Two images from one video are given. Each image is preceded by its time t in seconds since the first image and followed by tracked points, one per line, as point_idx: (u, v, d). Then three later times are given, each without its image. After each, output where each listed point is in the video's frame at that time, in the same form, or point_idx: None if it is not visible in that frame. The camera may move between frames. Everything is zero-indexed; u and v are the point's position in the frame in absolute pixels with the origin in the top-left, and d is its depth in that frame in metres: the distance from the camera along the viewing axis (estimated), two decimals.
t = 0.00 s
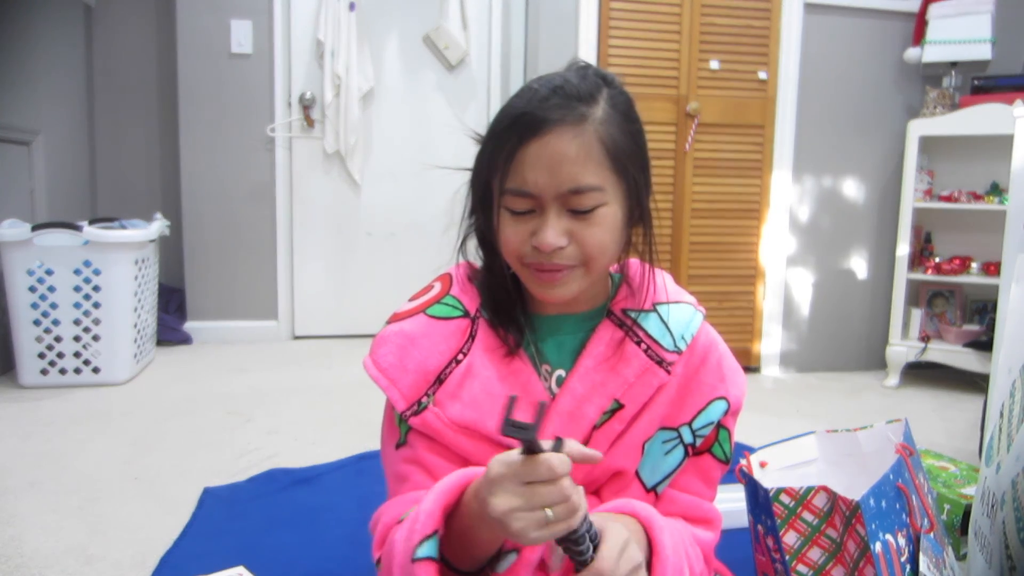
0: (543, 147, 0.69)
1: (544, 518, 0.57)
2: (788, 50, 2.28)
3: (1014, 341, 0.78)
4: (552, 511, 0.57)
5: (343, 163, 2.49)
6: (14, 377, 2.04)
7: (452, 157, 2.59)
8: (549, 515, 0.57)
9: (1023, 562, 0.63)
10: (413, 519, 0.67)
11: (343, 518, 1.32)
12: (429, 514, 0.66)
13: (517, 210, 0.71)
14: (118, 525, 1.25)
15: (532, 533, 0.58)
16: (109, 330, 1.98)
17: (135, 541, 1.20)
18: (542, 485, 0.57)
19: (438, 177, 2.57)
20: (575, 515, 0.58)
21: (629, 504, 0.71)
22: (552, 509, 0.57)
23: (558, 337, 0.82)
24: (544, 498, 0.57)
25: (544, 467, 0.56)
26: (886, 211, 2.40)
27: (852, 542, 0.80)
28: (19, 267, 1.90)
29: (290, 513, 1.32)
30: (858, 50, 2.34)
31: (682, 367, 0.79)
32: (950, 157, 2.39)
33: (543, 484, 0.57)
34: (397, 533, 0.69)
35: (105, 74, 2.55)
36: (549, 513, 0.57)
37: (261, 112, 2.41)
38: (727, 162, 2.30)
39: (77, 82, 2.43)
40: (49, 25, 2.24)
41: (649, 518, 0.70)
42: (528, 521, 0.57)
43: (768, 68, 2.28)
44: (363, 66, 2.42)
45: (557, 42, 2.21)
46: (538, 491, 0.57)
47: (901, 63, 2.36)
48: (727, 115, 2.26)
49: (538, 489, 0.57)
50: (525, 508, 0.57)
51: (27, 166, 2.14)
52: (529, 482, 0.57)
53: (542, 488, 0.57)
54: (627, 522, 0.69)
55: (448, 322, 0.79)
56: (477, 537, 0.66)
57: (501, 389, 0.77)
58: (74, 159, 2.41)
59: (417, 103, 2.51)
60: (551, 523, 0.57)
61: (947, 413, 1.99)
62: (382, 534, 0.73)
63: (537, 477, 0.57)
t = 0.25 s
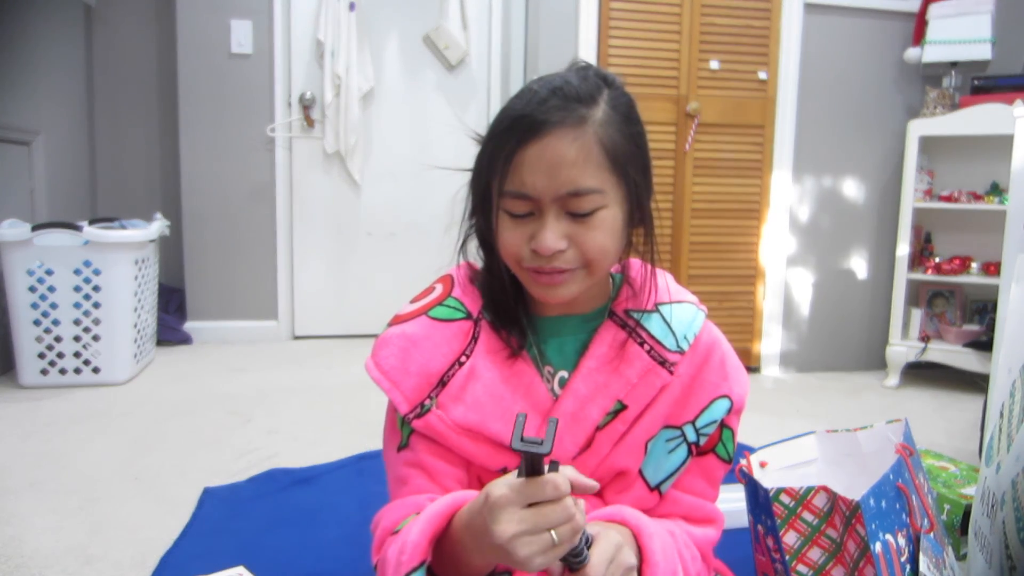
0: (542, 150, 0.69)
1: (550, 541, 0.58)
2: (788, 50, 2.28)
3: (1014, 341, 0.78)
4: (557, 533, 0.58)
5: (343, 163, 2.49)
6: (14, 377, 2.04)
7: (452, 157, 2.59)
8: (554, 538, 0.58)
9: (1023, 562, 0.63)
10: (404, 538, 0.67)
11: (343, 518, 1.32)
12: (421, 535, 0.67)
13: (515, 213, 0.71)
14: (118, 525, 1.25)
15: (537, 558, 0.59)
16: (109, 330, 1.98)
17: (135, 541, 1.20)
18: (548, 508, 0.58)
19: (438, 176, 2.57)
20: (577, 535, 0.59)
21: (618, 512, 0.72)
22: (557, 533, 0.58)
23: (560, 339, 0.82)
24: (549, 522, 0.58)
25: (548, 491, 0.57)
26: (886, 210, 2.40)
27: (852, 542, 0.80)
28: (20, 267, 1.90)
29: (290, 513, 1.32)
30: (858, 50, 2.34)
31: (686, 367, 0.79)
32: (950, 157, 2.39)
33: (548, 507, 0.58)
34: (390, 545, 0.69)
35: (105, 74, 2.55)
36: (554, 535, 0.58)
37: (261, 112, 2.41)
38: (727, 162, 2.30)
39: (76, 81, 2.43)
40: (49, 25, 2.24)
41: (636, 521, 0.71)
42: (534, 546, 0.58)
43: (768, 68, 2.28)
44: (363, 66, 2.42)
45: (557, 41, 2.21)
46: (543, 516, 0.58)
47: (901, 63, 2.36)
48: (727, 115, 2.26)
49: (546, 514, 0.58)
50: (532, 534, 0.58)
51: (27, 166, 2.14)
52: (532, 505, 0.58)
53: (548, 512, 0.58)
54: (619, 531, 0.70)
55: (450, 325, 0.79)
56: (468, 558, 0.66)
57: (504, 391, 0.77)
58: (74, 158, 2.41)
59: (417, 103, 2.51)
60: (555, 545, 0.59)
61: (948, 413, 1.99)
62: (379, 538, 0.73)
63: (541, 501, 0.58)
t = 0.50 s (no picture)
0: (543, 154, 0.69)
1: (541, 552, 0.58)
2: (788, 50, 2.28)
3: (1014, 341, 0.78)
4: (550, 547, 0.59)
5: (343, 163, 2.49)
6: (14, 377, 2.04)
7: (452, 157, 2.59)
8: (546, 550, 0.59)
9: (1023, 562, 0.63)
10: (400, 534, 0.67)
11: (343, 518, 1.32)
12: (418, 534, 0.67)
13: (516, 215, 0.71)
14: (118, 524, 1.25)
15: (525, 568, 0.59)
16: (109, 330, 1.98)
17: (135, 541, 1.20)
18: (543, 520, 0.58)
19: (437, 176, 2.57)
20: (570, 551, 0.59)
21: (603, 510, 0.71)
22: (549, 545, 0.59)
23: (561, 338, 0.82)
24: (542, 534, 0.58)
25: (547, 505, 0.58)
26: (886, 210, 2.40)
27: (852, 542, 0.81)
28: (20, 267, 1.90)
29: (290, 513, 1.32)
30: (857, 50, 2.34)
31: (688, 365, 0.79)
32: (950, 158, 2.39)
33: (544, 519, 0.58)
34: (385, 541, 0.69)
35: (105, 74, 2.55)
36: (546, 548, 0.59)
37: (261, 112, 2.41)
38: (727, 162, 2.30)
39: (76, 81, 2.43)
40: (49, 25, 2.24)
41: (621, 517, 0.70)
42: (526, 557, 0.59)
43: (768, 68, 2.28)
44: (363, 66, 2.42)
45: (557, 41, 2.21)
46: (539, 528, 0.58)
47: (901, 63, 2.36)
48: (727, 115, 2.26)
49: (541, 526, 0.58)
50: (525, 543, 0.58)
51: (27, 167, 2.14)
52: (529, 516, 0.58)
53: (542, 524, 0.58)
54: (603, 528, 0.69)
55: (453, 323, 0.79)
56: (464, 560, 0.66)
57: (505, 389, 0.77)
58: (74, 158, 2.41)
59: (417, 103, 2.51)
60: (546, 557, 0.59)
61: (948, 413, 1.99)
62: (374, 535, 0.73)
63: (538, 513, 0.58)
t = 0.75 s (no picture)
0: (548, 156, 0.69)
1: None
2: (788, 49, 2.28)
3: (1015, 341, 0.78)
4: None
5: (343, 163, 2.49)
6: (14, 377, 2.04)
7: (452, 157, 2.59)
8: None
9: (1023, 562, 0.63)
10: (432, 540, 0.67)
11: (342, 518, 1.32)
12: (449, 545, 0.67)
13: (521, 217, 0.71)
14: (118, 524, 1.25)
15: None
16: (109, 330, 1.98)
17: (135, 541, 1.20)
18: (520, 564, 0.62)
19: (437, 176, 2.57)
20: None
21: (587, 551, 0.69)
22: None
23: (561, 335, 0.82)
24: None
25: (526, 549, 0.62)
26: (886, 210, 2.40)
27: (852, 542, 0.81)
28: (20, 267, 1.90)
29: (290, 513, 1.32)
30: (858, 50, 2.34)
31: (685, 364, 0.79)
32: (950, 158, 2.39)
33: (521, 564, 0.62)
34: (415, 541, 0.70)
35: (105, 74, 2.55)
36: None
37: (261, 112, 2.41)
38: (727, 162, 2.30)
39: (76, 81, 2.43)
40: (49, 25, 2.24)
41: (607, 556, 0.69)
42: None
43: (768, 68, 2.28)
44: (363, 66, 2.42)
45: (557, 41, 2.21)
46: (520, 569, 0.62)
47: (901, 63, 2.36)
48: (727, 115, 2.26)
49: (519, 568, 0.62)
50: None
51: (27, 167, 2.14)
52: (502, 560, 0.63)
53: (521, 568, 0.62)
54: None
55: (453, 320, 0.79)
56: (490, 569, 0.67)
57: (505, 386, 0.77)
58: (74, 158, 2.41)
59: (417, 103, 2.51)
60: None
61: (948, 413, 1.99)
62: (399, 535, 0.73)
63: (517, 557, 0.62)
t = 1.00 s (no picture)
0: (558, 159, 0.69)
1: None
2: (788, 50, 2.28)
3: (1014, 341, 0.78)
4: None
5: (343, 163, 2.49)
6: (14, 377, 2.04)
7: (452, 157, 2.59)
8: None
9: None
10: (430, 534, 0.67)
11: (342, 518, 1.32)
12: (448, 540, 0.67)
13: (529, 219, 0.71)
14: (118, 524, 1.25)
15: None
16: (109, 330, 1.98)
17: (135, 541, 1.20)
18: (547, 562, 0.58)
19: (437, 176, 2.56)
20: None
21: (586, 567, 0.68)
22: None
23: (560, 335, 0.82)
24: None
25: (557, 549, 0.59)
26: (886, 210, 2.40)
27: (852, 542, 0.80)
28: (19, 267, 1.90)
29: (290, 513, 1.32)
30: (858, 50, 2.34)
31: (684, 365, 0.79)
32: (950, 158, 2.39)
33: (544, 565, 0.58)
34: (411, 539, 0.70)
35: (105, 74, 2.55)
36: None
37: (261, 112, 2.41)
38: (727, 162, 2.30)
39: (76, 81, 2.43)
40: (49, 25, 2.24)
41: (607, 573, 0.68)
42: None
43: (768, 68, 2.28)
44: (363, 66, 2.42)
45: (557, 41, 2.21)
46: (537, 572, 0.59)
47: (901, 63, 2.36)
48: (727, 115, 2.26)
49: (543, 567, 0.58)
50: None
51: (27, 167, 2.14)
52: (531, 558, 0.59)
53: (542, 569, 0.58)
54: None
55: (453, 319, 0.79)
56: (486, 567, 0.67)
57: (504, 385, 0.77)
58: (74, 158, 2.41)
59: (417, 103, 2.51)
60: None
61: (948, 413, 1.99)
62: (397, 534, 0.73)
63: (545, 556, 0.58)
